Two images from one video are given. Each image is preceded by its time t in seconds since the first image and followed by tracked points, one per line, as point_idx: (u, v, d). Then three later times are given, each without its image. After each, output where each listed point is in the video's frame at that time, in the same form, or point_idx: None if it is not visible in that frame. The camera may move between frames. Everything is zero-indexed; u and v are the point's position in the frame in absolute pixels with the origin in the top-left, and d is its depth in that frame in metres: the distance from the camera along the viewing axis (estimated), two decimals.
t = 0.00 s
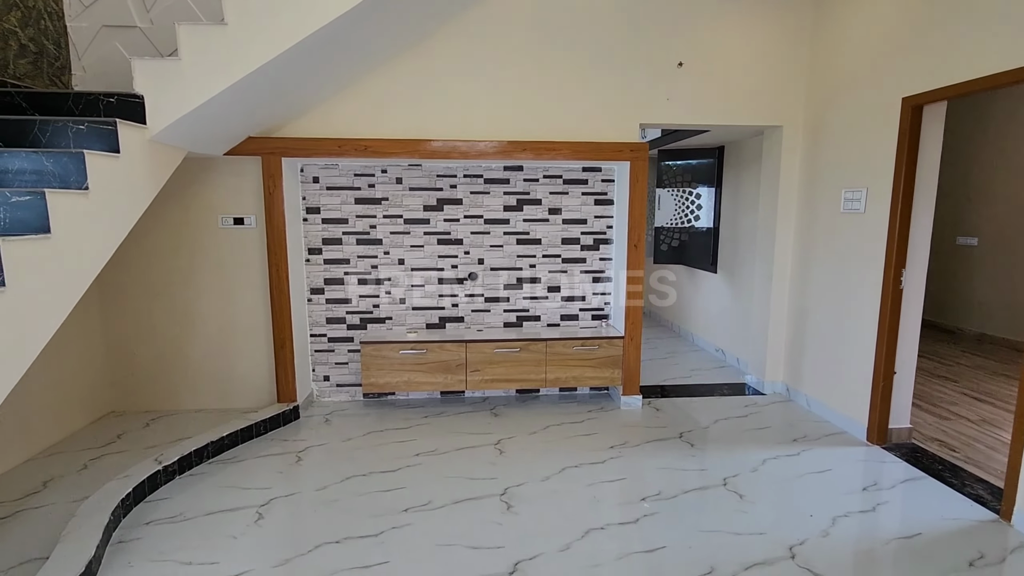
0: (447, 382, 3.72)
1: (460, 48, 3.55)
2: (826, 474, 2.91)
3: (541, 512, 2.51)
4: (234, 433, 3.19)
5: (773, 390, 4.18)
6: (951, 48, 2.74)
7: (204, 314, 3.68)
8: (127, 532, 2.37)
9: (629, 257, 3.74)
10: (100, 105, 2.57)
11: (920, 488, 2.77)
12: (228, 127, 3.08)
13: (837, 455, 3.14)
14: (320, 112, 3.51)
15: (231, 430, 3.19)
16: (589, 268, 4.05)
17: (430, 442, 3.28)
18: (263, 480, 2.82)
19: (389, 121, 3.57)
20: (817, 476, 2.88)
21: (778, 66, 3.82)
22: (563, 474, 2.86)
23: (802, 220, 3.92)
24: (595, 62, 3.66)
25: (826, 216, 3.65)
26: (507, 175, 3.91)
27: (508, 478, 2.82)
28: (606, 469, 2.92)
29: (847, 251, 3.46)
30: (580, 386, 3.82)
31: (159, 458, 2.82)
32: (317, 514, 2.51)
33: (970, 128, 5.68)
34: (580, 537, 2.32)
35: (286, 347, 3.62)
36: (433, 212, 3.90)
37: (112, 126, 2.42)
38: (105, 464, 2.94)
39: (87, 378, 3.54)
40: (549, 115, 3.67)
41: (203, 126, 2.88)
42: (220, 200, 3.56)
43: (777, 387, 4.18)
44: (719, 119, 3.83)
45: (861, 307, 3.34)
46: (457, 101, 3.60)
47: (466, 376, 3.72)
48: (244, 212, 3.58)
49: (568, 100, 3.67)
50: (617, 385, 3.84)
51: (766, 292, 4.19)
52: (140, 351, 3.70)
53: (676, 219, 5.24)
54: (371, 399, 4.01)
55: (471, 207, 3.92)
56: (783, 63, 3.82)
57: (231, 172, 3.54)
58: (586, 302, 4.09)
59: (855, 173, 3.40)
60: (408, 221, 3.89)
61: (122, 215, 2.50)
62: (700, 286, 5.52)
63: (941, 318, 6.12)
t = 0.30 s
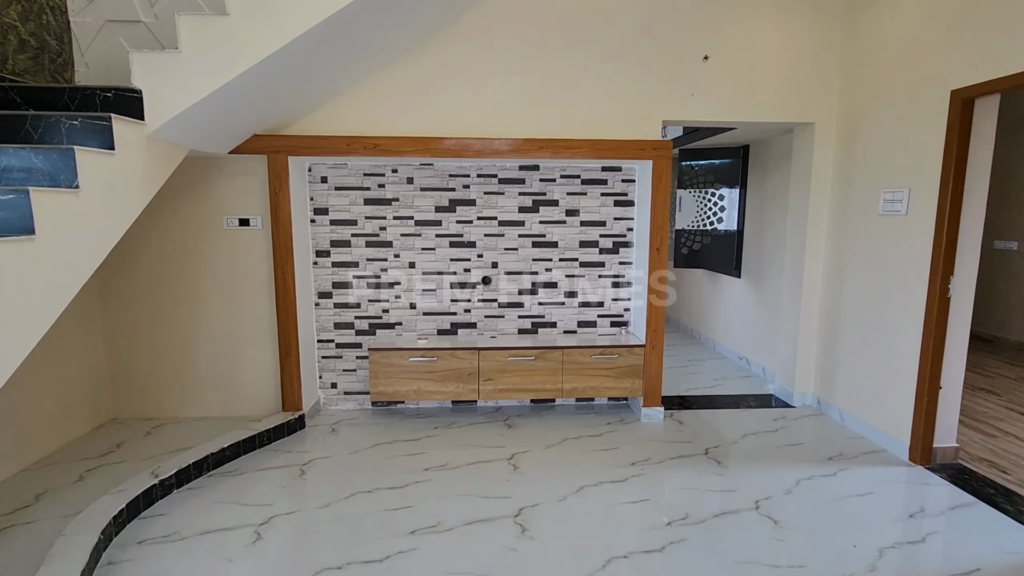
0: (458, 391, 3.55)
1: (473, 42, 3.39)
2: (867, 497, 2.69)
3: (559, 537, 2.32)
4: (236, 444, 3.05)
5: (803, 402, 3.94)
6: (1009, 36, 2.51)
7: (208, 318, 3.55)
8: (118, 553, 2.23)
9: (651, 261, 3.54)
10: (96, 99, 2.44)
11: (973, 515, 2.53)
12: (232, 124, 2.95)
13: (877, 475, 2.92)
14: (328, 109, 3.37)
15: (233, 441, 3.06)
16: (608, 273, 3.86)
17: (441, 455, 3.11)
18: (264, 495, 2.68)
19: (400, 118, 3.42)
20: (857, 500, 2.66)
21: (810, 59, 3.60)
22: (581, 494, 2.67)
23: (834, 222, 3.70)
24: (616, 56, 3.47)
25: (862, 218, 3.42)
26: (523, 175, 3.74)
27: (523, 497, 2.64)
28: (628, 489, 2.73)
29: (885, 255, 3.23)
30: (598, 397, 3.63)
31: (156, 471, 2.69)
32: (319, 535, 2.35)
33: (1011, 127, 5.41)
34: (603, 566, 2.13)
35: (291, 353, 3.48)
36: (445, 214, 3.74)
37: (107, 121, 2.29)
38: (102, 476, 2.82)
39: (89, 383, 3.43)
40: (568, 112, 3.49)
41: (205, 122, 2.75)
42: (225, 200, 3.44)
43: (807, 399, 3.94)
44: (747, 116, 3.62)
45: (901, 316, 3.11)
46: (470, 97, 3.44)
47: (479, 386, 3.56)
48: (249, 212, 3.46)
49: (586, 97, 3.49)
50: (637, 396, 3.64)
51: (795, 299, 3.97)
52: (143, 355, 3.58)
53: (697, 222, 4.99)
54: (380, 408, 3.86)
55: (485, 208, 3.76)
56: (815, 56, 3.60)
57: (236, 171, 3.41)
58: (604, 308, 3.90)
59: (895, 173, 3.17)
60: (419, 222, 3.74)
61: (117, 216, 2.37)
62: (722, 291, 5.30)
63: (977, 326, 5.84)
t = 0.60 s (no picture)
0: (466, 403, 3.40)
1: (482, 37, 3.23)
2: (906, 523, 2.49)
3: (574, 566, 2.16)
4: (233, 459, 2.92)
5: (829, 415, 3.74)
6: None
7: (208, 325, 3.43)
8: None
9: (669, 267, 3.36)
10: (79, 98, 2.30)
11: None
12: (229, 123, 2.81)
13: (915, 498, 2.72)
14: (331, 108, 3.23)
15: (230, 456, 2.92)
16: (623, 279, 3.69)
17: (448, 472, 2.96)
18: (260, 515, 2.53)
19: (405, 117, 3.27)
20: (895, 526, 2.46)
21: (838, 53, 3.41)
22: (596, 517, 2.51)
23: (864, 226, 3.50)
24: (632, 51, 3.30)
25: (895, 221, 3.22)
26: (534, 176, 3.58)
27: (534, 520, 2.48)
28: (646, 511, 2.56)
29: (920, 261, 3.03)
30: (612, 409, 3.45)
31: (147, 488, 2.56)
32: (316, 561, 2.21)
33: None
34: None
35: (293, 363, 3.35)
36: (452, 217, 3.59)
37: (94, 120, 2.16)
38: (93, 492, 2.70)
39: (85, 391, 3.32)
40: (580, 110, 3.32)
41: (200, 122, 2.62)
42: (225, 203, 3.31)
43: (833, 412, 3.74)
44: (770, 113, 3.43)
45: (939, 326, 2.90)
46: (479, 95, 3.28)
47: (488, 397, 3.40)
48: (250, 216, 3.33)
49: (600, 94, 3.32)
50: (654, 408, 3.46)
51: (820, 306, 3.77)
52: (140, 363, 3.47)
53: (715, 224, 4.80)
54: (385, 419, 3.71)
55: (495, 210, 3.60)
56: (844, 50, 3.41)
57: (236, 173, 3.28)
58: (619, 316, 3.72)
59: (932, 173, 2.97)
60: (426, 226, 3.59)
61: (104, 220, 2.24)
62: (740, 296, 5.10)
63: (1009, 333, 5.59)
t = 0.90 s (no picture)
0: (472, 414, 3.23)
1: (491, 29, 3.07)
2: (950, 553, 2.28)
3: None
4: (226, 472, 2.77)
5: (857, 430, 3.52)
6: None
7: (204, 329, 3.29)
8: None
9: (688, 272, 3.17)
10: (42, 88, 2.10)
11: None
12: (224, 118, 2.67)
13: (958, 525, 2.50)
14: (332, 104, 3.08)
15: (221, 469, 2.77)
16: (639, 284, 3.50)
17: (452, 488, 2.79)
18: (250, 535, 2.37)
19: (410, 113, 3.11)
20: (938, 557, 2.25)
21: (870, 45, 3.20)
22: (610, 542, 2.32)
23: (896, 229, 3.28)
24: (649, 44, 3.12)
25: (932, 224, 3.01)
26: (545, 175, 3.41)
27: (543, 545, 2.30)
28: (664, 536, 2.37)
29: (960, 267, 2.81)
30: (626, 422, 3.26)
31: (132, 505, 2.41)
32: None
33: None
34: None
35: (291, 370, 3.19)
36: (459, 218, 3.43)
37: (75, 112, 2.01)
38: (77, 506, 2.56)
39: (76, 396, 3.19)
40: (595, 105, 3.14)
41: (192, 117, 2.48)
42: (222, 202, 3.17)
43: (861, 427, 3.52)
44: (796, 109, 3.23)
45: (982, 337, 2.68)
46: (488, 90, 3.12)
47: (495, 408, 3.23)
48: (248, 216, 3.18)
49: (616, 88, 3.14)
50: (671, 421, 3.27)
51: (847, 314, 3.55)
52: (134, 367, 3.33)
53: (733, 227, 4.62)
54: (387, 429, 3.55)
55: (503, 211, 3.43)
56: (876, 42, 3.20)
57: (234, 171, 3.14)
58: (634, 323, 3.53)
59: (974, 172, 2.75)
60: (431, 227, 3.43)
61: (86, 220, 2.10)
62: (759, 302, 4.89)
63: None
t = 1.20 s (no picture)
0: (473, 427, 3.04)
1: (498, 19, 2.89)
2: None
3: None
4: (208, 487, 2.61)
5: (884, 450, 3.29)
6: None
7: (192, 332, 3.13)
8: None
9: (704, 279, 2.96)
10: (1, 74, 1.90)
11: None
12: (211, 110, 2.51)
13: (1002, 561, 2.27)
14: (329, 98, 2.92)
15: (203, 484, 2.61)
16: (651, 291, 3.30)
17: (449, 508, 2.61)
18: (229, 559, 2.20)
19: (410, 108, 2.94)
20: None
21: (903, 38, 2.98)
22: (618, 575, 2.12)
23: (930, 236, 3.06)
24: (666, 36, 2.93)
25: (971, 231, 2.78)
26: (553, 175, 3.22)
27: None
28: (678, 569, 2.16)
29: (1003, 278, 2.59)
30: (637, 438, 3.06)
31: (103, 523, 2.25)
32: None
33: None
34: None
35: (281, 378, 3.02)
36: (461, 219, 3.25)
37: (41, 99, 1.82)
38: (49, 521, 2.41)
39: (58, 399, 3.05)
40: (606, 102, 2.96)
41: (175, 108, 2.32)
42: (213, 200, 3.02)
43: (889, 446, 3.29)
44: (823, 106, 3.02)
45: None
46: (493, 83, 2.94)
47: (497, 421, 3.04)
48: (240, 215, 3.02)
49: (629, 83, 2.95)
50: (685, 439, 3.06)
51: (874, 326, 3.33)
52: (120, 372, 3.18)
53: (751, 232, 4.35)
54: (384, 441, 3.37)
55: (508, 213, 3.25)
56: (910, 35, 2.98)
57: (226, 168, 2.99)
58: (645, 332, 3.33)
59: (1019, 174, 2.53)
60: (432, 229, 3.25)
61: (54, 218, 1.94)
62: (777, 311, 4.66)
63: None
